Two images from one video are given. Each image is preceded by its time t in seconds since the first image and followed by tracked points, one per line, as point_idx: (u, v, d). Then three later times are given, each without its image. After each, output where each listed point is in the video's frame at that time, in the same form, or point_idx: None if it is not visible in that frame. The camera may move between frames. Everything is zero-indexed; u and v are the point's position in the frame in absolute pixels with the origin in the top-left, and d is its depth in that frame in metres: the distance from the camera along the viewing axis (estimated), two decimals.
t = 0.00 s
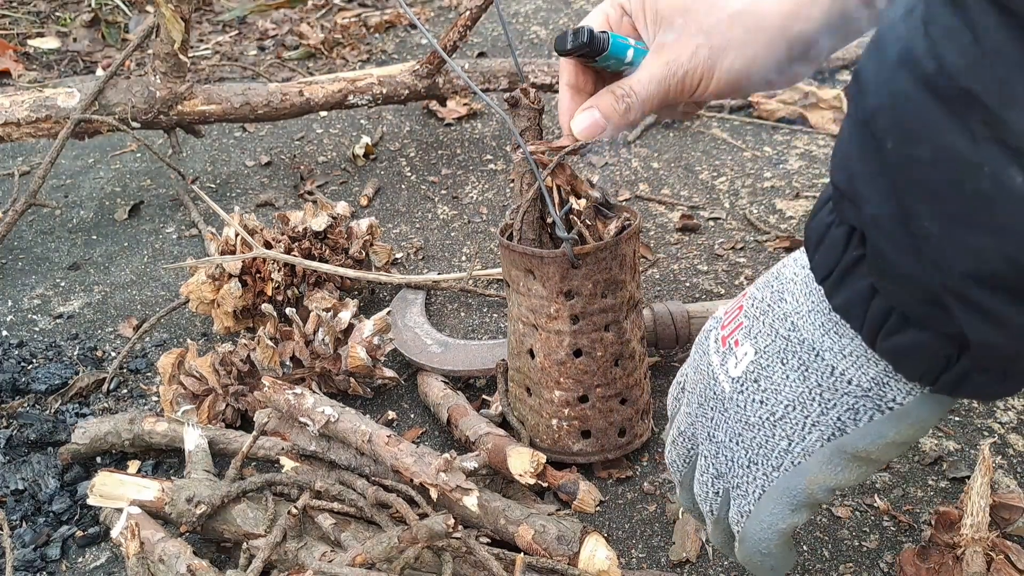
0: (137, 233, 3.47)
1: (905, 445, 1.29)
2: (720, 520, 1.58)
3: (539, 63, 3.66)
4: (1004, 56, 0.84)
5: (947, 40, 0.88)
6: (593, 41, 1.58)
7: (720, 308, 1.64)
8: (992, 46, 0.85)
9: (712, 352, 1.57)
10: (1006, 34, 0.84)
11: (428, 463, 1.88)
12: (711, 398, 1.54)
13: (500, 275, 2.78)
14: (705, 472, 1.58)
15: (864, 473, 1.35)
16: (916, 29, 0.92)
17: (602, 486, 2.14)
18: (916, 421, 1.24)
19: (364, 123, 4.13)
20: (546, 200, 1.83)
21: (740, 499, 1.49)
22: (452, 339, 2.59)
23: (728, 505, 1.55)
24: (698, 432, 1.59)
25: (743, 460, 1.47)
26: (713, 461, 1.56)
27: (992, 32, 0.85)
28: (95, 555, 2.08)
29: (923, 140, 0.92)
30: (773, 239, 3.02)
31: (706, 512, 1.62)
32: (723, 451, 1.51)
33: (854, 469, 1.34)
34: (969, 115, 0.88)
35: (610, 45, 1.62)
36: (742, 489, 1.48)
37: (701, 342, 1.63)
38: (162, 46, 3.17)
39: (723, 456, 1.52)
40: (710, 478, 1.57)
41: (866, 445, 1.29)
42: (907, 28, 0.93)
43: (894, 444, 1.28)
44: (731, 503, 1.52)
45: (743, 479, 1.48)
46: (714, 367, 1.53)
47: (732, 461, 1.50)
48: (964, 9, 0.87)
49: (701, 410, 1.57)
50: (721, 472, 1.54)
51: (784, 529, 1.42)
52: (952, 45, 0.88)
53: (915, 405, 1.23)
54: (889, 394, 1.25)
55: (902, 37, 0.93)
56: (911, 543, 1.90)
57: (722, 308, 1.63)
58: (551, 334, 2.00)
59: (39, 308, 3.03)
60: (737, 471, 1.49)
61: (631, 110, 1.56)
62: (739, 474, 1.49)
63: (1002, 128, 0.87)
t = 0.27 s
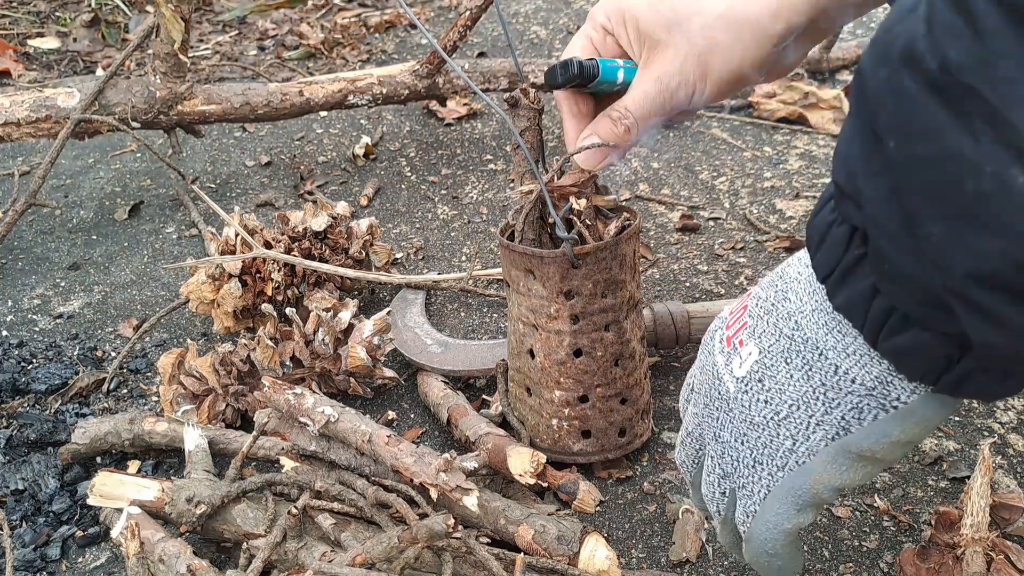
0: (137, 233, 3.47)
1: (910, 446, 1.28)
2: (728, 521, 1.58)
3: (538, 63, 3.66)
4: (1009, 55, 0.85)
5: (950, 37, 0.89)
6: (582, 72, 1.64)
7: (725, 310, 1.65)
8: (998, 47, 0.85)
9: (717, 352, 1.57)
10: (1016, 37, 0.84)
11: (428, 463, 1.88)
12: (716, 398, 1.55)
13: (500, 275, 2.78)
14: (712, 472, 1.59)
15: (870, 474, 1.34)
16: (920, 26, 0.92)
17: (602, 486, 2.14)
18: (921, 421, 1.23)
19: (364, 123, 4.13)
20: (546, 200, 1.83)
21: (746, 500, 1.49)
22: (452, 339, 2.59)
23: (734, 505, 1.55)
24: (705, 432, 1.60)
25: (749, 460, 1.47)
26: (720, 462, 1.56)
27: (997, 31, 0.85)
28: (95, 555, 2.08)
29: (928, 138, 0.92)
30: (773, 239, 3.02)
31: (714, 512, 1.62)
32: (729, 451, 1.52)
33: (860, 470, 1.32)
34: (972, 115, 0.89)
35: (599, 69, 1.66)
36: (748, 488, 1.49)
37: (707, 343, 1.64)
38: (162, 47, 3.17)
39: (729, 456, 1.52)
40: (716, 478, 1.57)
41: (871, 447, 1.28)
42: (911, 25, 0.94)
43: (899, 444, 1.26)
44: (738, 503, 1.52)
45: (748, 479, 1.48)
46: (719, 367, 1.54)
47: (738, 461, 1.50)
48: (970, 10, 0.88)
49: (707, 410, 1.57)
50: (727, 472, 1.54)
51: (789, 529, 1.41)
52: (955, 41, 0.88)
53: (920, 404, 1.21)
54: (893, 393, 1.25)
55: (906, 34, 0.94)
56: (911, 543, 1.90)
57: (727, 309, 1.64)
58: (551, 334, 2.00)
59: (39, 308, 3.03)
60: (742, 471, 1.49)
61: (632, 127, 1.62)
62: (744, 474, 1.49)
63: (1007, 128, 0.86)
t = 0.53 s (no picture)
0: (137, 233, 3.47)
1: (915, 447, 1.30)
2: (734, 523, 1.58)
3: (538, 63, 3.66)
4: (1010, 56, 0.84)
5: (953, 36, 0.88)
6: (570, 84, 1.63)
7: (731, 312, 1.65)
8: (1001, 48, 0.85)
9: (721, 354, 1.58)
10: (1016, 36, 0.84)
11: (428, 463, 1.88)
12: (720, 401, 1.55)
13: (500, 275, 2.77)
14: (717, 476, 1.59)
15: (875, 476, 1.35)
16: (923, 25, 0.92)
17: (602, 486, 2.14)
18: (927, 421, 1.24)
19: (364, 123, 4.13)
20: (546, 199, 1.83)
21: (750, 502, 1.49)
22: (452, 339, 2.59)
23: (739, 508, 1.55)
24: (710, 435, 1.60)
25: (753, 462, 1.47)
26: (724, 466, 1.56)
27: (1000, 31, 0.85)
28: (95, 555, 2.08)
29: (930, 138, 0.92)
30: (773, 239, 3.01)
31: (720, 516, 1.62)
32: (734, 454, 1.52)
33: (865, 472, 1.33)
34: (975, 116, 0.88)
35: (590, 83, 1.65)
36: (753, 492, 1.48)
37: (711, 345, 1.65)
38: (162, 47, 3.17)
39: (733, 460, 1.52)
40: (721, 481, 1.57)
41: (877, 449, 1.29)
42: (914, 25, 0.94)
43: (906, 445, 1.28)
44: (742, 506, 1.52)
45: (754, 481, 1.48)
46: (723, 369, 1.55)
47: (743, 464, 1.50)
48: (971, 8, 0.87)
49: (712, 413, 1.57)
50: (733, 477, 1.54)
51: (795, 532, 1.40)
52: (957, 40, 0.88)
53: (925, 405, 1.23)
54: (898, 394, 1.27)
55: (909, 33, 0.94)
56: (911, 543, 1.90)
57: (732, 310, 1.64)
58: (551, 334, 2.00)
59: (39, 308, 3.03)
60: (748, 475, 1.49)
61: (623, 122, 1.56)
62: (749, 478, 1.49)
63: (1010, 130, 0.86)
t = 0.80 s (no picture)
0: (137, 233, 3.47)
1: (931, 458, 1.28)
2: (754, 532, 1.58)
3: (538, 63, 3.66)
4: (1018, 74, 0.85)
5: (961, 54, 0.89)
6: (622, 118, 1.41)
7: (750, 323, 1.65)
8: (1009, 65, 0.85)
9: (739, 364, 1.58)
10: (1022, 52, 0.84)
11: (428, 463, 1.88)
12: (739, 411, 1.55)
13: (500, 275, 2.77)
14: (737, 486, 1.59)
15: (891, 485, 1.34)
16: (931, 43, 0.92)
17: (602, 487, 2.14)
18: (940, 432, 1.23)
19: (364, 123, 4.13)
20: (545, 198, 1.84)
21: (768, 512, 1.49)
22: (452, 339, 2.59)
23: (758, 517, 1.55)
24: (730, 445, 1.61)
25: (770, 472, 1.47)
26: (744, 476, 1.56)
27: (1008, 48, 0.85)
28: (95, 555, 2.08)
29: (940, 155, 0.92)
30: (773, 239, 3.01)
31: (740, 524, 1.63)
32: (752, 464, 1.52)
33: (880, 482, 1.33)
34: (984, 133, 0.88)
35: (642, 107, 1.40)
36: (771, 502, 1.48)
37: (730, 355, 1.65)
38: (162, 47, 3.17)
39: (752, 470, 1.53)
40: (740, 491, 1.58)
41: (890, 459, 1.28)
42: (922, 43, 0.94)
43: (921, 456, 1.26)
44: (762, 515, 1.52)
45: (771, 492, 1.48)
46: (741, 380, 1.55)
47: (761, 474, 1.50)
48: (977, 26, 0.87)
49: (732, 423, 1.58)
50: (751, 487, 1.54)
51: (811, 541, 1.40)
52: (966, 58, 0.88)
53: (938, 416, 1.22)
54: (911, 405, 1.25)
55: (917, 51, 0.94)
56: (911, 543, 1.90)
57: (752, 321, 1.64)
58: (551, 334, 2.00)
59: (39, 308, 3.03)
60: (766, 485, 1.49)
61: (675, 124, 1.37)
62: (767, 488, 1.49)
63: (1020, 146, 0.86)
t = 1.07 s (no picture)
0: (137, 233, 3.47)
1: (947, 451, 1.32)
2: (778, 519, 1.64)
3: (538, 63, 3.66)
4: None
5: (975, 52, 0.88)
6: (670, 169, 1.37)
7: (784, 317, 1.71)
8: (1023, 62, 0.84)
9: (770, 355, 1.65)
10: None
11: (428, 462, 1.88)
12: (767, 400, 1.62)
13: (500, 275, 2.77)
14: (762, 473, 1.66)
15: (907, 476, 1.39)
16: (945, 41, 0.92)
17: (602, 486, 2.14)
18: (954, 423, 1.27)
19: (364, 123, 4.13)
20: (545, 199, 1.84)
21: (790, 499, 1.55)
22: (452, 339, 2.59)
23: (781, 505, 1.61)
24: (759, 433, 1.67)
25: (793, 459, 1.53)
26: (770, 463, 1.63)
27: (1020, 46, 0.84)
28: (95, 555, 2.08)
29: (957, 151, 0.93)
30: (773, 239, 3.01)
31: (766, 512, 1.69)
32: (777, 451, 1.59)
33: (896, 471, 1.38)
34: (1000, 129, 0.89)
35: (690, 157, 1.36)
36: (791, 489, 1.54)
37: (764, 348, 1.71)
38: (162, 47, 3.17)
39: (777, 457, 1.59)
40: (766, 478, 1.64)
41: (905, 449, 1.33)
42: (938, 40, 0.94)
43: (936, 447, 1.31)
44: (783, 502, 1.58)
45: (792, 478, 1.54)
46: (771, 370, 1.62)
47: (784, 460, 1.56)
48: (991, 23, 0.86)
49: (762, 411, 1.65)
50: (775, 474, 1.61)
51: (828, 528, 1.46)
52: (981, 56, 0.88)
53: (953, 407, 1.26)
54: (926, 397, 1.29)
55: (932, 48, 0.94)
56: (911, 543, 1.90)
57: (785, 314, 1.69)
58: (551, 334, 2.00)
59: (39, 307, 3.03)
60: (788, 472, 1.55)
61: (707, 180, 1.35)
62: (789, 474, 1.55)
63: None
